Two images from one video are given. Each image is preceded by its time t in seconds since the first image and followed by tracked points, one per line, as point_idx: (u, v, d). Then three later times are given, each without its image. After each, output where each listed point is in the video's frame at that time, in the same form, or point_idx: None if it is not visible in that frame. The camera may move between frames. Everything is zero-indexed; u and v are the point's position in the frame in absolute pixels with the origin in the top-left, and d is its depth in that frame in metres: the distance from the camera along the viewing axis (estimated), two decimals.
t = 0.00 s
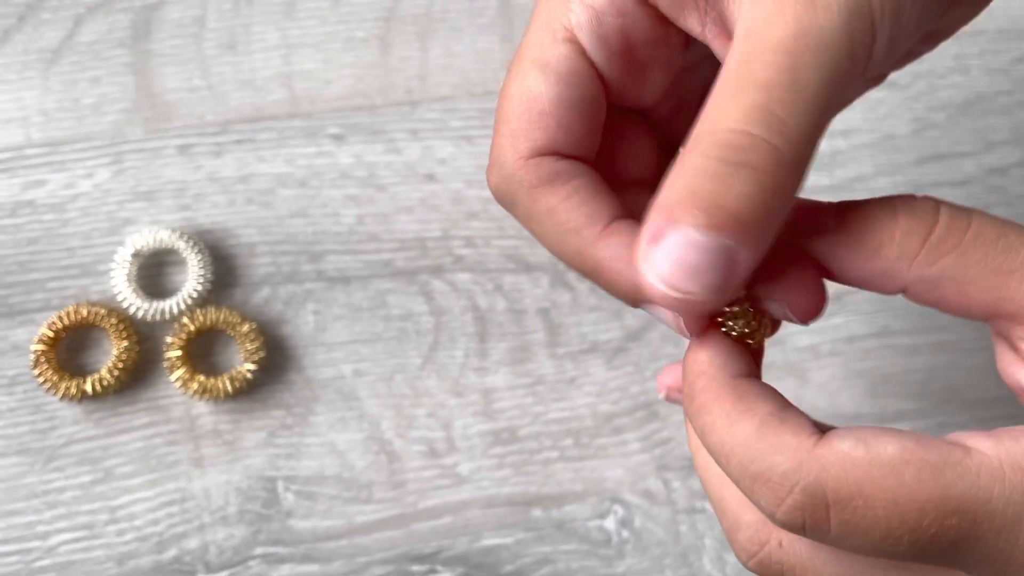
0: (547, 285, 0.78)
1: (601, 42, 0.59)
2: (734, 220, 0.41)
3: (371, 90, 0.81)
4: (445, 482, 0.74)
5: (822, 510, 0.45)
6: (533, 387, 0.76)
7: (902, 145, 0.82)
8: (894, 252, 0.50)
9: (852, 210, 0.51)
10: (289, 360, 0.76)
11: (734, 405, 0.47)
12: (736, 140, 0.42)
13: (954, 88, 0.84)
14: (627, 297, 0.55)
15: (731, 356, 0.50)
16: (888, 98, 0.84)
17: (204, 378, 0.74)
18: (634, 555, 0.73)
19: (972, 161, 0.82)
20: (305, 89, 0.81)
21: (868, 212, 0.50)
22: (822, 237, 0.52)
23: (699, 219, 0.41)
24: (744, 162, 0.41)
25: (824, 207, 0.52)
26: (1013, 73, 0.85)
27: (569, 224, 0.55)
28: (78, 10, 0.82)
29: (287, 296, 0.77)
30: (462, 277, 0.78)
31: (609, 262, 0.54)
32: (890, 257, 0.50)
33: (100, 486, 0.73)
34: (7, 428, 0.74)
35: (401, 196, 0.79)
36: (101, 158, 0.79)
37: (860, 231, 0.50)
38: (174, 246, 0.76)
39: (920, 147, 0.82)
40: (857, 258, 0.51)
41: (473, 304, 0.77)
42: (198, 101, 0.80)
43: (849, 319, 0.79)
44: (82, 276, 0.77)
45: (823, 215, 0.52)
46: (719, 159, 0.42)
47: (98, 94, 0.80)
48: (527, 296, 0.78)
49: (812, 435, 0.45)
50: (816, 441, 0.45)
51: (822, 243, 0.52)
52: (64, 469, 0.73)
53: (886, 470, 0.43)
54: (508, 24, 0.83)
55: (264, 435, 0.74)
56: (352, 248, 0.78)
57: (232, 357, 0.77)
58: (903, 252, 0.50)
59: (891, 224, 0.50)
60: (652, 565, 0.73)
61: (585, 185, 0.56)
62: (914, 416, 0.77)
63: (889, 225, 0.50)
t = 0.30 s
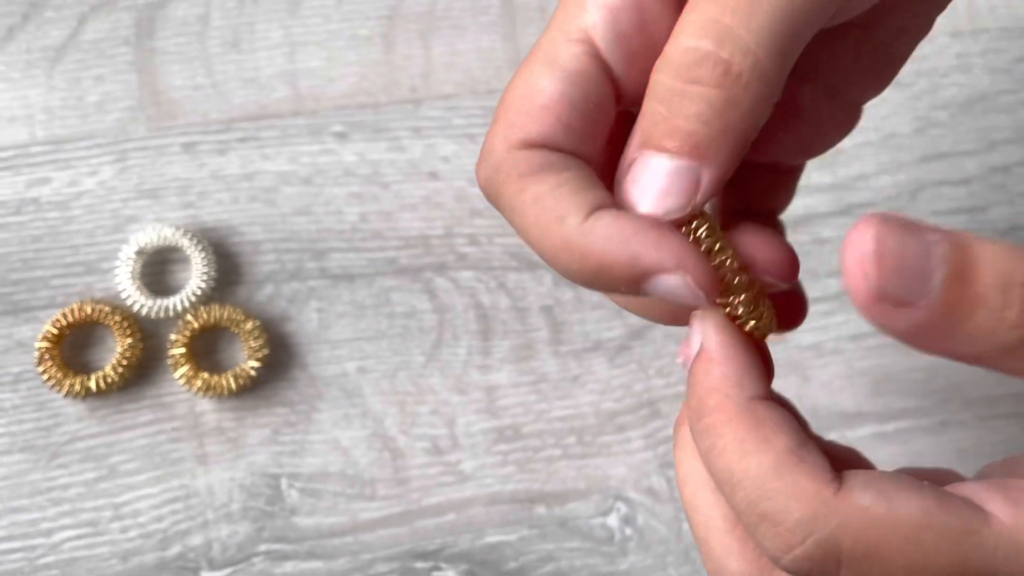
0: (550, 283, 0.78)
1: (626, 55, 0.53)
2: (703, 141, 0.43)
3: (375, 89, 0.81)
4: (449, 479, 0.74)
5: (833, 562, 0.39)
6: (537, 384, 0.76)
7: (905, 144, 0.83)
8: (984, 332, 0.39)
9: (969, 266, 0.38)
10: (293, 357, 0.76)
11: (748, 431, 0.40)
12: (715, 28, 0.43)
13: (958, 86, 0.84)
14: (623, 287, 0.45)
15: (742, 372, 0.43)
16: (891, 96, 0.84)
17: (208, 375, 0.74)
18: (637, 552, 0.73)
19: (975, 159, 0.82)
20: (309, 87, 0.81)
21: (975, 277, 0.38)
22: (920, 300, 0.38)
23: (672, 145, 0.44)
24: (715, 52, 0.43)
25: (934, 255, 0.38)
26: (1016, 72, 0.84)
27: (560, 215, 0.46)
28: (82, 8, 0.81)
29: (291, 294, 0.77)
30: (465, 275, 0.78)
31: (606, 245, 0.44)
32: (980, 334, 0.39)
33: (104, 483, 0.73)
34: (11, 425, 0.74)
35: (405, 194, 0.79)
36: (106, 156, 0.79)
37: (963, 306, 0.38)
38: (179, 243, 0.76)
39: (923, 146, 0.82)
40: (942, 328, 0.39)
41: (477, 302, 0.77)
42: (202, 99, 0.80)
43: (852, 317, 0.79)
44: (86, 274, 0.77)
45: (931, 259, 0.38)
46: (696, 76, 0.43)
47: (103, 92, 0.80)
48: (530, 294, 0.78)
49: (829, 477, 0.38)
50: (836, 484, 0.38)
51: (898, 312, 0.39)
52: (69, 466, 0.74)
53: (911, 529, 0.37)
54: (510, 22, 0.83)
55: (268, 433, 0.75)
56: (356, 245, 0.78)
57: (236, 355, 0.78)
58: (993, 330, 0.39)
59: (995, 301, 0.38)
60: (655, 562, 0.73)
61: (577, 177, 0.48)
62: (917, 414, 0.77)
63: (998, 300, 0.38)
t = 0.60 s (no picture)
0: (552, 282, 0.78)
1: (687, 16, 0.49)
2: (822, 169, 0.35)
3: (377, 88, 0.81)
4: (451, 479, 0.74)
5: None
6: (539, 384, 0.76)
7: (908, 143, 0.83)
8: None
9: None
10: (294, 356, 0.76)
11: (749, 470, 0.44)
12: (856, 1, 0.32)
13: (960, 86, 0.84)
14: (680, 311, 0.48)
15: (741, 404, 0.46)
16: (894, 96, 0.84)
17: (210, 374, 0.74)
18: (640, 552, 0.74)
19: (977, 159, 0.82)
20: (311, 86, 0.81)
21: None
22: (966, 269, 0.36)
23: (770, 169, 0.35)
24: (857, 63, 0.33)
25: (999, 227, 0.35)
26: (1017, 71, 0.84)
27: (616, 232, 0.47)
28: (84, 7, 0.81)
29: (292, 293, 0.77)
30: (467, 274, 0.78)
31: (673, 276, 0.46)
32: None
33: (105, 482, 0.73)
34: (12, 424, 0.74)
35: (407, 193, 0.79)
36: (107, 155, 0.79)
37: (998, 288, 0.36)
38: (180, 242, 0.76)
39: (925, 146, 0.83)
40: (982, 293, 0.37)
41: (479, 301, 0.77)
42: (204, 97, 0.80)
43: (855, 316, 0.79)
44: (88, 273, 0.77)
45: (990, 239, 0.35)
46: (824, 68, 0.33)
47: (104, 91, 0.80)
48: (533, 293, 0.78)
49: (827, 514, 0.42)
50: (834, 521, 0.42)
51: (954, 270, 0.36)
52: (70, 466, 0.73)
53: (912, 550, 0.39)
54: (513, 21, 0.83)
55: (270, 432, 0.74)
56: (358, 245, 0.78)
57: (237, 354, 0.77)
58: None
59: None
60: (658, 562, 0.73)
61: (635, 190, 0.48)
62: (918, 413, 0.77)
63: None
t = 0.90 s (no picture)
0: (553, 281, 0.78)
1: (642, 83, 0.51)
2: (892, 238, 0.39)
3: (378, 88, 0.82)
4: (452, 477, 0.75)
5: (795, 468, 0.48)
6: (540, 382, 0.77)
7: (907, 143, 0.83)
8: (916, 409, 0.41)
9: (899, 359, 0.40)
10: (297, 355, 0.76)
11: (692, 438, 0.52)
12: (927, 132, 0.37)
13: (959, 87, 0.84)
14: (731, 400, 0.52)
15: (716, 463, 0.50)
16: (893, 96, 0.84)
17: (212, 372, 0.74)
18: (640, 549, 0.74)
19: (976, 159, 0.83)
20: (313, 86, 0.82)
21: (905, 355, 0.40)
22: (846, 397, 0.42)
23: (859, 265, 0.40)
24: (943, 188, 0.38)
25: (870, 363, 0.40)
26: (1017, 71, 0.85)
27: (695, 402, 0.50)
28: (87, 8, 0.82)
29: (294, 292, 0.77)
30: (469, 273, 0.78)
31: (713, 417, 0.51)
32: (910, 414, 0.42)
33: (108, 480, 0.74)
34: (16, 422, 0.74)
35: (408, 192, 0.80)
36: (111, 154, 0.79)
37: (891, 392, 0.41)
38: (183, 241, 0.77)
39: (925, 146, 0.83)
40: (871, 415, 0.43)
41: (480, 300, 0.78)
42: (206, 97, 0.81)
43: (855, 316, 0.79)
44: (91, 272, 0.77)
45: (868, 365, 0.41)
46: (893, 194, 0.38)
47: (107, 91, 0.80)
48: (534, 293, 0.78)
49: (771, 542, 0.53)
50: (776, 546, 0.53)
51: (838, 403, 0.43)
52: (73, 464, 0.74)
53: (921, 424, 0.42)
54: (514, 21, 0.83)
55: (272, 430, 0.75)
56: (360, 244, 0.78)
57: (240, 353, 0.78)
58: (944, 391, 0.40)
59: (927, 360, 0.40)
60: (658, 559, 0.74)
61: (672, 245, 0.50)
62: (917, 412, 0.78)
63: (930, 376, 0.40)
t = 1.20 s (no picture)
0: (556, 281, 0.78)
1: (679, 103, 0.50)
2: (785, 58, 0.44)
3: (381, 88, 0.82)
4: (455, 476, 0.75)
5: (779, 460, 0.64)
6: (542, 382, 0.77)
7: (909, 143, 0.83)
8: (876, 403, 0.47)
9: (862, 355, 0.46)
10: (300, 354, 0.76)
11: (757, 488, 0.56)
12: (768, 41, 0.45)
13: (961, 86, 0.84)
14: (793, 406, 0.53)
15: (779, 511, 0.55)
16: (894, 96, 0.84)
17: (216, 371, 0.74)
18: (642, 548, 0.74)
19: (978, 159, 0.83)
20: (316, 86, 0.82)
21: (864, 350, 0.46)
22: (818, 390, 0.47)
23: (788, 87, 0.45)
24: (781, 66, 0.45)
25: (839, 353, 0.46)
26: (1019, 71, 0.85)
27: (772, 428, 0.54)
28: (91, 7, 0.82)
29: (297, 291, 0.77)
30: (471, 273, 0.78)
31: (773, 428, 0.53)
32: (872, 407, 0.47)
33: (112, 479, 0.74)
34: (19, 421, 0.75)
35: (411, 192, 0.80)
36: (114, 154, 0.79)
37: (853, 385, 0.47)
38: (186, 240, 0.76)
39: (927, 146, 0.83)
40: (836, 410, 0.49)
41: (483, 300, 0.78)
42: (209, 97, 0.81)
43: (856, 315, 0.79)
44: (94, 271, 0.77)
45: (834, 355, 0.46)
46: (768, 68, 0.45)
47: (110, 90, 0.81)
48: (536, 292, 0.78)
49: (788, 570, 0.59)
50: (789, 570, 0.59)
51: (809, 395, 0.48)
52: (77, 463, 0.74)
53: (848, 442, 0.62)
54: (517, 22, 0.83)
55: (275, 429, 0.75)
56: (362, 244, 0.78)
57: (244, 351, 0.77)
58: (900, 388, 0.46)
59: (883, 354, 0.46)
60: (660, 558, 0.74)
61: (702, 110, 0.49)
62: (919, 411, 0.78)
63: (888, 373, 0.46)
